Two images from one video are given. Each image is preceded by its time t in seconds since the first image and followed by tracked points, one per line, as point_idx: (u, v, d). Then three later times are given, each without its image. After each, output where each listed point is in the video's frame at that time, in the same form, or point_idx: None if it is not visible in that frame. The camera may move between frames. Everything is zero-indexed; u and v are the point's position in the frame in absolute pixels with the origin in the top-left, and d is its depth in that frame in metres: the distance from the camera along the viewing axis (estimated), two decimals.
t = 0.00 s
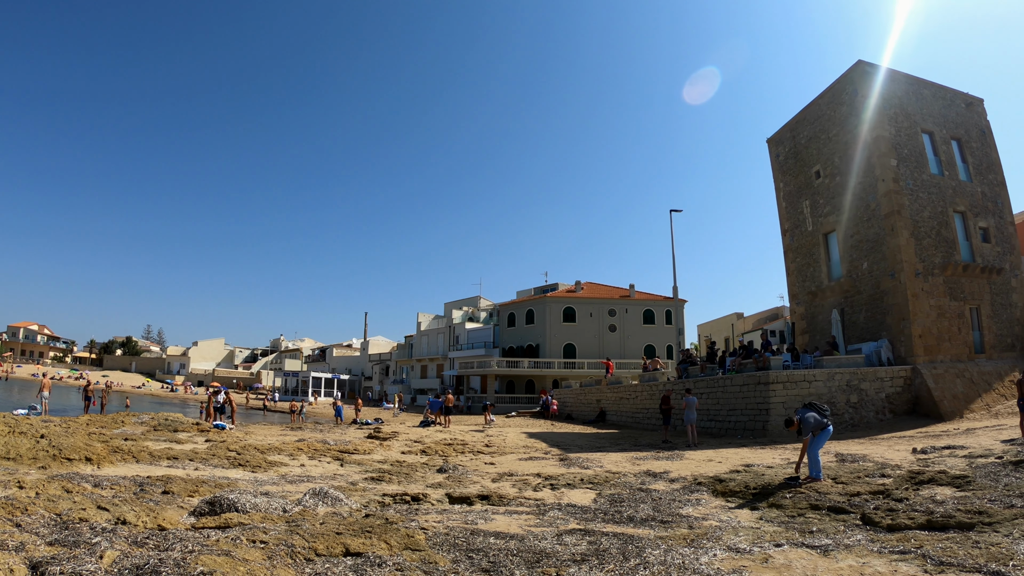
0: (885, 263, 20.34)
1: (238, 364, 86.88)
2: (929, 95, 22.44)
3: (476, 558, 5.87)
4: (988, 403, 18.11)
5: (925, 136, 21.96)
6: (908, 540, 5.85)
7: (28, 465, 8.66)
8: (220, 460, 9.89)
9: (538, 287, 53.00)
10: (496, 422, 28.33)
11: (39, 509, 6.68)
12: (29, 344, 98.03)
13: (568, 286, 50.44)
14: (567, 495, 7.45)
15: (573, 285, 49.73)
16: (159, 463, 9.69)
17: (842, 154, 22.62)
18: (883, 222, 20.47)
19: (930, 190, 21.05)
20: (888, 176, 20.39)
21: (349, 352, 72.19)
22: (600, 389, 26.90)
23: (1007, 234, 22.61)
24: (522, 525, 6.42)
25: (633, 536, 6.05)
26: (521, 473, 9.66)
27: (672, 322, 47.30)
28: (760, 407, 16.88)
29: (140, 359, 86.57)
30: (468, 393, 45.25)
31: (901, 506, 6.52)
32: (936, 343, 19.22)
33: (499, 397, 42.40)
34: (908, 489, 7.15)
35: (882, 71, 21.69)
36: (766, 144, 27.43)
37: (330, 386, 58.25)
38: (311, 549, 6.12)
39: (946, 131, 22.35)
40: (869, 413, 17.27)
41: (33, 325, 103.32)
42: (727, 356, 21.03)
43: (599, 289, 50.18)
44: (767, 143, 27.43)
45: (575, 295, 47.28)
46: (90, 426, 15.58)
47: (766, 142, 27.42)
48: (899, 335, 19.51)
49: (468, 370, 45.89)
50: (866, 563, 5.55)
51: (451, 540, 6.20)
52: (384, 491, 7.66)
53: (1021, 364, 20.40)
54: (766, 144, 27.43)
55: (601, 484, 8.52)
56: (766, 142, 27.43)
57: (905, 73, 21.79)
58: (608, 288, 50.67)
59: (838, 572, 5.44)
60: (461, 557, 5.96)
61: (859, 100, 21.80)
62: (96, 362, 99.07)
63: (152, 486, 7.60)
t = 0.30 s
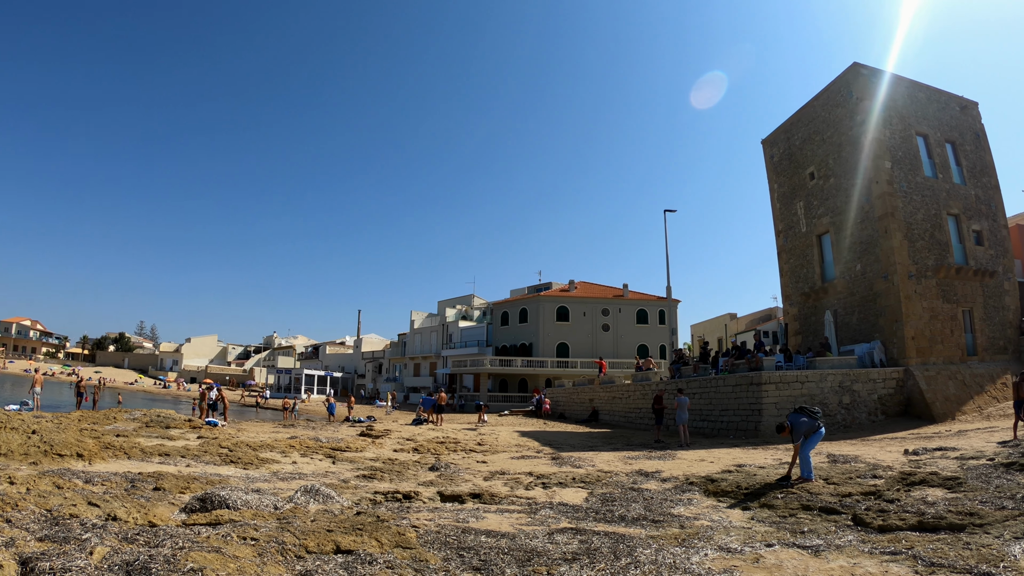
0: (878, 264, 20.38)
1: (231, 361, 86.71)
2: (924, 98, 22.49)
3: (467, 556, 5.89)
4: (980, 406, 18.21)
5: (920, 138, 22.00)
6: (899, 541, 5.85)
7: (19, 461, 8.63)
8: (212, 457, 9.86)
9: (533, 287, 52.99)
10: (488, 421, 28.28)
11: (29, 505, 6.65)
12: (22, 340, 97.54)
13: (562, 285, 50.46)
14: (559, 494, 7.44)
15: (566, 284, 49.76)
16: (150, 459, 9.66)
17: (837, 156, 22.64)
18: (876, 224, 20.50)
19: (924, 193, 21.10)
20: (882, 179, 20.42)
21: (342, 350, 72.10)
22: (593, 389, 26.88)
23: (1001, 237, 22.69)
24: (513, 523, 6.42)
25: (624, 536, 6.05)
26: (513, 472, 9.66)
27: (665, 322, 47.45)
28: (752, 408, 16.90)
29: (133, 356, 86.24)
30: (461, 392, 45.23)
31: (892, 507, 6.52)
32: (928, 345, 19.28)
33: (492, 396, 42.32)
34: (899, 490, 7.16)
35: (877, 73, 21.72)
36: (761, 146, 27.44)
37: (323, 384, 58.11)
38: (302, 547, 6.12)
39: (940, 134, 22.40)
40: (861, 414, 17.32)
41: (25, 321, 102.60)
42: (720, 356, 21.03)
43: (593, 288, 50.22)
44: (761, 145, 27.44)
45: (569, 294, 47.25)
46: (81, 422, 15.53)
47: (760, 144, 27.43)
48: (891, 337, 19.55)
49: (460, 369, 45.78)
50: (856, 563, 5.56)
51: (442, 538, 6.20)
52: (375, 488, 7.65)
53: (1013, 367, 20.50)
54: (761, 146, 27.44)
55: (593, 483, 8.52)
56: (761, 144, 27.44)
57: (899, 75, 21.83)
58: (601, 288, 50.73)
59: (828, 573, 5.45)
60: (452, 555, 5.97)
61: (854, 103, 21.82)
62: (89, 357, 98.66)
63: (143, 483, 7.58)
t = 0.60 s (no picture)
0: (868, 265, 20.44)
1: (222, 358, 86.45)
2: (914, 99, 22.58)
3: (456, 554, 5.90)
4: (968, 406, 18.34)
5: (910, 140, 22.08)
6: (887, 539, 5.87)
7: (6, 458, 8.57)
8: (201, 454, 9.81)
9: (523, 285, 52.95)
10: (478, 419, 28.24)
11: (17, 503, 6.61)
12: (11, 337, 96.73)
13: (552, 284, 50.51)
14: (547, 492, 7.44)
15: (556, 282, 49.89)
16: (139, 457, 9.62)
17: (828, 156, 22.69)
18: (866, 225, 20.57)
19: (914, 194, 21.18)
20: (873, 179, 20.48)
21: (333, 347, 71.92)
22: (583, 388, 26.88)
23: (990, 238, 22.81)
24: (502, 521, 6.41)
25: (612, 534, 6.05)
26: (502, 470, 9.65)
27: (654, 321, 47.66)
28: (741, 407, 16.91)
29: (123, 353, 85.77)
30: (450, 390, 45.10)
31: (880, 506, 6.53)
32: (918, 345, 19.37)
33: (482, 394, 42.27)
34: (887, 489, 7.17)
35: (868, 74, 21.78)
36: (752, 146, 27.48)
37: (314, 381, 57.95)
38: (290, 544, 6.11)
39: (931, 136, 22.49)
40: (850, 413, 17.38)
41: (14, 318, 101.73)
42: (709, 355, 21.04)
43: (583, 286, 50.33)
44: (752, 145, 27.48)
45: (559, 292, 47.24)
46: (69, 419, 15.44)
47: (752, 144, 27.47)
48: (880, 337, 19.63)
49: (450, 367, 45.58)
50: (844, 563, 5.58)
51: (431, 536, 6.19)
52: (364, 486, 7.63)
53: (1002, 368, 20.62)
54: (752, 146, 27.48)
55: (582, 481, 8.51)
56: (752, 144, 27.47)
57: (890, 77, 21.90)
58: (591, 286, 50.83)
59: (816, 572, 5.46)
60: (441, 552, 5.98)
61: (845, 104, 21.87)
62: (78, 354, 98.07)
63: (132, 480, 7.54)
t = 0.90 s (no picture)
0: (853, 266, 20.53)
1: (206, 356, 86.08)
2: (900, 101, 22.69)
3: (440, 553, 5.90)
4: (952, 405, 18.51)
5: (896, 142, 22.18)
6: (870, 538, 5.89)
7: None
8: (185, 452, 9.77)
9: (509, 283, 52.83)
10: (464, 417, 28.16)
11: None
12: None
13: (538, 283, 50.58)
14: (532, 490, 7.43)
15: (542, 281, 49.98)
16: (123, 455, 9.56)
17: (814, 158, 22.78)
18: (852, 226, 20.66)
19: (899, 196, 21.28)
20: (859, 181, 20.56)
21: (318, 345, 71.70)
22: (568, 386, 26.89)
23: (975, 240, 22.94)
24: (486, 520, 6.40)
25: (597, 532, 6.04)
26: (487, 468, 9.63)
27: (640, 320, 47.84)
28: (726, 406, 16.93)
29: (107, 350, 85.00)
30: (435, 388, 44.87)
31: (864, 505, 6.55)
32: (902, 345, 19.51)
33: (468, 392, 42.08)
34: (871, 488, 7.18)
35: (854, 77, 21.87)
36: (739, 146, 27.53)
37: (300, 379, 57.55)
38: (273, 543, 6.10)
39: (916, 138, 22.59)
40: (834, 413, 17.49)
41: None
42: (694, 355, 21.08)
43: (569, 285, 50.37)
44: (739, 145, 27.54)
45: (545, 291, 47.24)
46: (52, 417, 15.32)
47: (738, 144, 27.52)
48: (864, 337, 19.75)
49: (434, 365, 45.30)
50: (827, 561, 5.60)
51: (415, 535, 6.18)
52: (349, 485, 7.59)
53: (985, 368, 20.79)
54: (738, 146, 27.53)
55: (567, 479, 8.51)
56: (738, 144, 27.52)
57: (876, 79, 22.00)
58: (576, 284, 50.85)
59: (799, 571, 5.47)
60: (425, 551, 5.97)
61: (831, 105, 21.95)
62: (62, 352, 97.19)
63: (115, 478, 7.49)
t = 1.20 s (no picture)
0: (835, 267, 20.61)
1: (188, 353, 85.65)
2: (883, 104, 22.79)
3: (421, 551, 5.88)
4: (933, 405, 18.68)
5: (880, 144, 22.27)
6: (851, 537, 5.90)
7: None
8: (166, 450, 9.70)
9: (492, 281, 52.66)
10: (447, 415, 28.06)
11: None
12: None
13: (521, 281, 50.66)
14: (514, 489, 7.42)
15: (525, 280, 50.10)
16: (104, 453, 9.48)
17: (797, 159, 22.84)
18: (834, 227, 20.71)
19: (882, 197, 21.37)
20: (842, 183, 20.62)
21: (300, 342, 71.40)
22: (551, 385, 26.91)
23: (956, 242, 23.10)
24: (467, 518, 6.38)
25: (578, 531, 6.04)
26: (469, 467, 9.61)
27: (623, 319, 47.89)
28: (708, 405, 16.94)
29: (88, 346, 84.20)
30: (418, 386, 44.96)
31: (844, 503, 6.57)
32: (883, 346, 19.65)
33: (451, 391, 42.10)
34: (852, 487, 7.21)
35: (838, 79, 21.92)
36: (722, 147, 27.57)
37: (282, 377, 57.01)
38: (254, 541, 6.05)
39: (899, 141, 22.69)
40: (816, 412, 17.60)
41: None
42: (677, 354, 21.07)
43: (552, 284, 50.47)
44: (723, 146, 27.57)
45: (528, 290, 47.21)
46: (31, 414, 15.19)
47: (722, 145, 27.55)
48: (846, 338, 19.87)
49: (418, 364, 45.18)
50: (808, 560, 5.61)
51: (397, 533, 6.15)
52: (330, 483, 7.56)
53: (966, 368, 20.99)
54: (722, 147, 27.57)
55: (548, 478, 8.51)
56: (722, 145, 27.56)
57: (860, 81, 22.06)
58: (559, 283, 50.89)
59: (779, 570, 5.47)
60: (406, 549, 5.96)
61: (815, 107, 21.99)
62: (42, 348, 96.16)
63: (96, 476, 7.42)
